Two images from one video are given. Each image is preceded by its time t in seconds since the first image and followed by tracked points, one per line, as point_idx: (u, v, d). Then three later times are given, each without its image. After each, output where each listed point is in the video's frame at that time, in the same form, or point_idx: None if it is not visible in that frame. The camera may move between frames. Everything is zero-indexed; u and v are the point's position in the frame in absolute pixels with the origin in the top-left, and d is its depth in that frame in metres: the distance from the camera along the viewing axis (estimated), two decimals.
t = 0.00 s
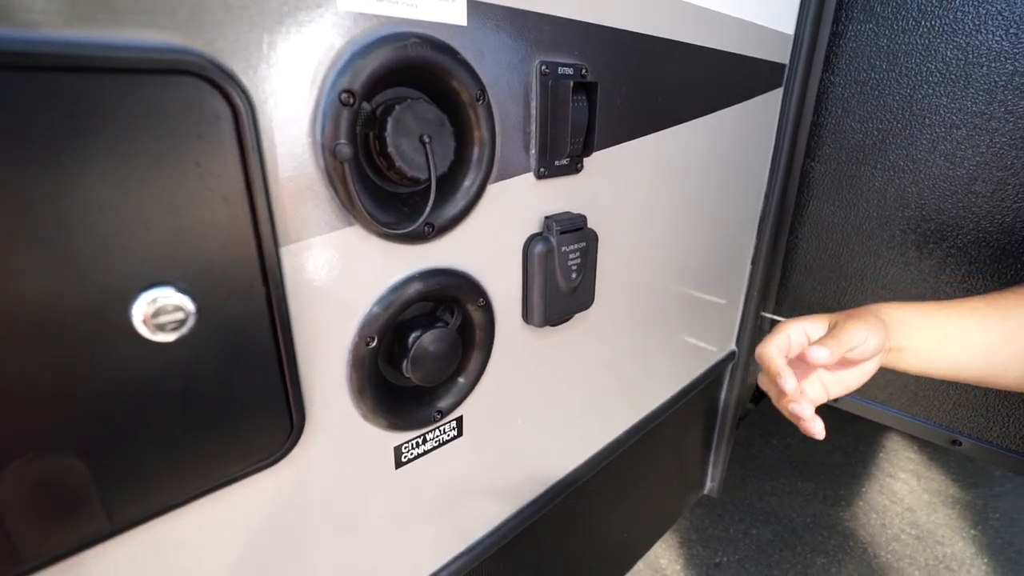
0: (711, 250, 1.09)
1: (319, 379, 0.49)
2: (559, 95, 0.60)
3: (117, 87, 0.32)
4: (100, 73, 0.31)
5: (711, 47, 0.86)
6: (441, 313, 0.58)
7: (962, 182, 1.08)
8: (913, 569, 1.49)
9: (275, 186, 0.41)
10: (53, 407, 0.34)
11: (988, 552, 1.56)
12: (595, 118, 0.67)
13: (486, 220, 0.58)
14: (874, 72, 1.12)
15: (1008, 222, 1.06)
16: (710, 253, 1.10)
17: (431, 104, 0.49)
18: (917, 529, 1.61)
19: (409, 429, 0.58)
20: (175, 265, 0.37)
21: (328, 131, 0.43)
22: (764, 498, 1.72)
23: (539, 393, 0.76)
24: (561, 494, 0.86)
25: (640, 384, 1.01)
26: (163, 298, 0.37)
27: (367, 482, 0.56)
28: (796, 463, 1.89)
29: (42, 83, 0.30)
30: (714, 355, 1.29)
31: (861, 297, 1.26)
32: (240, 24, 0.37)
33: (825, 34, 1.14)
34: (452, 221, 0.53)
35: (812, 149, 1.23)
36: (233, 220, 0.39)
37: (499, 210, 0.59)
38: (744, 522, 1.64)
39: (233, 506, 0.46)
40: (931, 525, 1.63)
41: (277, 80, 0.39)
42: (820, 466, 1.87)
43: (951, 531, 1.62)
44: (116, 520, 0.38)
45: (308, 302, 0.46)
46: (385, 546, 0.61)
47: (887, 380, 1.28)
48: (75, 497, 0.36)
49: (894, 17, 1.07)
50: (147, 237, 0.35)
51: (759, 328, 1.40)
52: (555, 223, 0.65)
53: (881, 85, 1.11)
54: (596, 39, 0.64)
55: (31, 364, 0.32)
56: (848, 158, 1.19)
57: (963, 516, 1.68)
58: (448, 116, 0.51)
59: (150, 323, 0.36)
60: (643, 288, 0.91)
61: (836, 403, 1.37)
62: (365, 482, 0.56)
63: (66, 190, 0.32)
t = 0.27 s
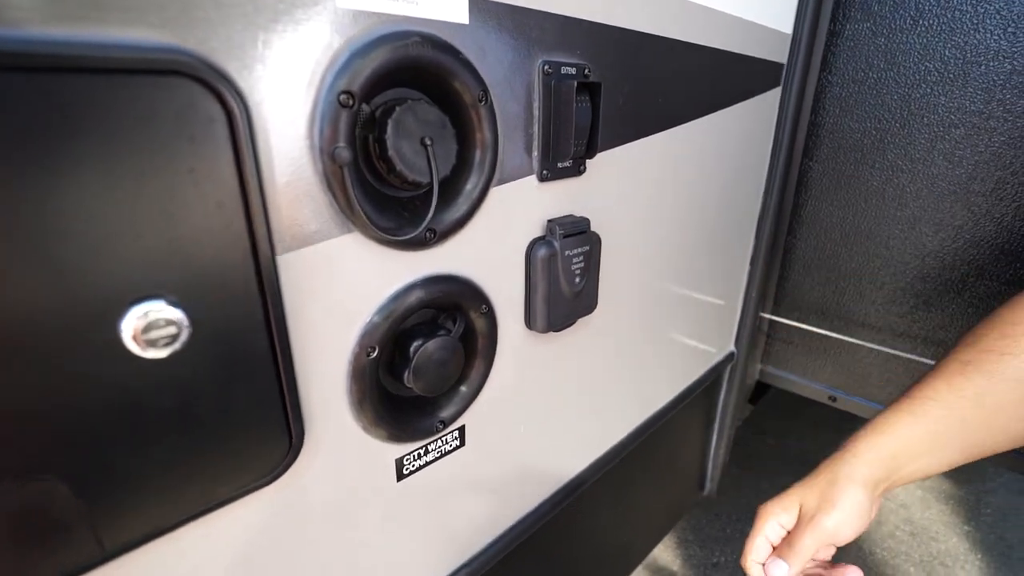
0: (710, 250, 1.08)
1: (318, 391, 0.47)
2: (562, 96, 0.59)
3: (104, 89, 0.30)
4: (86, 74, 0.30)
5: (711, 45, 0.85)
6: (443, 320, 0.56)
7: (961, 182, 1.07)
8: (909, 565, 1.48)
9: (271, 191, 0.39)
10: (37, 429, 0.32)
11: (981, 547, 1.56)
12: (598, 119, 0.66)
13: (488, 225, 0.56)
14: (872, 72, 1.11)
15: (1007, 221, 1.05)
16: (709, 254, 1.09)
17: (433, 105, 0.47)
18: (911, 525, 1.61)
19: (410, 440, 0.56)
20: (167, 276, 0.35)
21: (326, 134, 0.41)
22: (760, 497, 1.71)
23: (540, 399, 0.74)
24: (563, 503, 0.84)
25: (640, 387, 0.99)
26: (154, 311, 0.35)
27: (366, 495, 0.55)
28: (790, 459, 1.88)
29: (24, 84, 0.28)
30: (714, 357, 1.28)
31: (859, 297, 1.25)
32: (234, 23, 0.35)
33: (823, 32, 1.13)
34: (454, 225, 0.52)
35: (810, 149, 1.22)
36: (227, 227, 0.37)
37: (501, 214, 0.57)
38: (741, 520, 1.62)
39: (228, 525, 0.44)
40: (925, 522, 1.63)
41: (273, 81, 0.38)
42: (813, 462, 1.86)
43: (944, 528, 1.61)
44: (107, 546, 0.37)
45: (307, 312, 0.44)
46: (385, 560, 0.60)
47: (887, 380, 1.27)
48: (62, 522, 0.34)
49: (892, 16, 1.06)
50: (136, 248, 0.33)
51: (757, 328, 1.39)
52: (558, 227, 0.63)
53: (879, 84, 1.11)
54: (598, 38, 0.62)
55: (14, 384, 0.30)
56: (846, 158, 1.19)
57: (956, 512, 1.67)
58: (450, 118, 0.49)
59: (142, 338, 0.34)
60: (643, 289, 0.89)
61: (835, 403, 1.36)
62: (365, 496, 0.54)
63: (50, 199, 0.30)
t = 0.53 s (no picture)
0: (705, 249, 1.07)
1: (311, 400, 0.45)
2: (560, 94, 0.57)
3: (84, 88, 0.29)
4: (64, 72, 0.28)
5: (707, 43, 0.84)
6: (440, 324, 0.55)
7: (956, 180, 1.07)
8: (903, 560, 1.48)
9: (261, 194, 0.38)
10: (15, 448, 0.30)
11: (973, 541, 1.56)
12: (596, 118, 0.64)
13: (485, 226, 0.55)
14: (866, 70, 1.11)
15: (1001, 218, 1.05)
16: (705, 253, 1.08)
17: (428, 104, 0.45)
18: (904, 521, 1.61)
19: (407, 447, 0.54)
20: (153, 284, 0.33)
21: (318, 134, 0.39)
22: (755, 495, 1.71)
23: (538, 402, 0.73)
24: (560, 508, 0.83)
25: (636, 387, 0.98)
26: (139, 321, 0.33)
27: (362, 506, 0.53)
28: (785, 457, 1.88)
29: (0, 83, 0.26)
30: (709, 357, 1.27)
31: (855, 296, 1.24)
32: (222, 19, 0.34)
33: (818, 30, 1.12)
34: (451, 227, 0.50)
35: (805, 148, 1.22)
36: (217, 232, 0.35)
37: (497, 215, 0.56)
38: (736, 519, 1.62)
39: (219, 541, 0.42)
40: (918, 517, 1.63)
41: (262, 80, 0.36)
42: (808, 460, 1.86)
43: (937, 522, 1.61)
44: (91, 568, 0.35)
45: (299, 319, 0.43)
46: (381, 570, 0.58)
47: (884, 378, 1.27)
48: (43, 545, 0.33)
49: (886, 13, 1.06)
50: (120, 255, 0.32)
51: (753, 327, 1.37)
52: (556, 228, 0.62)
53: (875, 82, 1.10)
54: (595, 36, 0.61)
55: None
56: (841, 156, 1.18)
57: (947, 507, 1.68)
58: (446, 116, 0.48)
59: (125, 349, 0.33)
60: (640, 289, 0.88)
61: (832, 402, 1.36)
62: (360, 506, 0.53)
63: (24, 205, 0.28)
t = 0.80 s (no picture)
0: (703, 246, 1.07)
1: (306, 400, 0.45)
2: (557, 89, 0.57)
3: (69, 81, 0.28)
4: (48, 63, 0.27)
5: (703, 39, 0.84)
6: (437, 323, 0.54)
7: (953, 176, 1.07)
8: (901, 557, 1.48)
9: (254, 190, 0.37)
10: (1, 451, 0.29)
11: (970, 537, 1.56)
12: (594, 113, 0.64)
13: (482, 223, 0.54)
14: (863, 65, 1.10)
15: (998, 213, 1.05)
16: (702, 251, 1.07)
17: (423, 98, 0.45)
18: (903, 517, 1.61)
19: (405, 448, 0.54)
20: (142, 283, 0.33)
21: (312, 129, 0.39)
22: (754, 493, 1.71)
23: (536, 401, 0.72)
24: (559, 508, 0.82)
25: (635, 386, 0.98)
26: (128, 320, 0.32)
27: (359, 508, 0.52)
28: (784, 455, 1.87)
29: None
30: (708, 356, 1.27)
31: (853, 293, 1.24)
32: (212, 10, 0.33)
33: (814, 26, 1.12)
34: (448, 224, 0.50)
35: (801, 145, 1.21)
36: (208, 230, 0.35)
37: (494, 212, 0.55)
38: (735, 517, 1.62)
39: (214, 545, 0.42)
40: (916, 514, 1.63)
41: (255, 74, 0.36)
42: (807, 458, 1.86)
43: (935, 519, 1.61)
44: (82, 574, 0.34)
45: (295, 319, 0.42)
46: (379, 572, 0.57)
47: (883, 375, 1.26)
48: (31, 551, 0.32)
49: (883, 9, 1.05)
50: (108, 252, 0.31)
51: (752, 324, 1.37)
52: (554, 225, 0.61)
53: (871, 77, 1.10)
54: (592, 30, 0.61)
55: None
56: (838, 153, 1.18)
57: (945, 503, 1.68)
58: (442, 111, 0.47)
59: (115, 349, 0.32)
60: (638, 287, 0.88)
61: (831, 400, 1.36)
62: (358, 508, 0.52)
63: (9, 202, 0.27)
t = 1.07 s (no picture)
0: (703, 244, 1.06)
1: (305, 400, 0.44)
2: (557, 84, 0.56)
3: (60, 74, 0.27)
4: (39, 56, 0.27)
5: (702, 36, 0.83)
6: (436, 321, 0.54)
7: (953, 171, 1.07)
8: (901, 554, 1.48)
9: (250, 187, 0.37)
10: None
11: (970, 534, 1.56)
12: (593, 109, 0.63)
13: (482, 220, 0.54)
14: (862, 62, 1.10)
15: (999, 209, 1.05)
16: (702, 249, 1.07)
17: (421, 94, 0.44)
18: (903, 515, 1.60)
19: (404, 448, 0.53)
20: (138, 281, 0.32)
21: (309, 125, 0.38)
22: (754, 491, 1.70)
23: (536, 400, 0.72)
24: (559, 508, 0.82)
25: (635, 385, 0.97)
26: (123, 319, 0.32)
27: (359, 508, 0.52)
28: (784, 453, 1.87)
29: None
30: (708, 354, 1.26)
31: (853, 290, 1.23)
32: (206, 3, 0.32)
33: (813, 23, 1.11)
34: (447, 221, 0.49)
35: (801, 141, 1.21)
36: (205, 227, 0.34)
37: (494, 209, 0.55)
38: (736, 516, 1.61)
39: (212, 548, 0.41)
40: (916, 511, 1.62)
41: (251, 68, 0.35)
42: (807, 456, 1.85)
43: (935, 516, 1.61)
44: None
45: (293, 317, 0.42)
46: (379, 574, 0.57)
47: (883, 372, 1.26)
48: (25, 555, 0.31)
49: (882, 5, 1.05)
50: (103, 250, 0.30)
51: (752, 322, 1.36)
52: (553, 221, 0.61)
53: (871, 74, 1.10)
54: (591, 26, 0.60)
55: None
56: (837, 149, 1.17)
57: (945, 500, 1.67)
58: (440, 107, 0.47)
59: (109, 349, 0.31)
60: (638, 285, 0.87)
61: (831, 397, 1.36)
62: (357, 509, 0.52)
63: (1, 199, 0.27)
